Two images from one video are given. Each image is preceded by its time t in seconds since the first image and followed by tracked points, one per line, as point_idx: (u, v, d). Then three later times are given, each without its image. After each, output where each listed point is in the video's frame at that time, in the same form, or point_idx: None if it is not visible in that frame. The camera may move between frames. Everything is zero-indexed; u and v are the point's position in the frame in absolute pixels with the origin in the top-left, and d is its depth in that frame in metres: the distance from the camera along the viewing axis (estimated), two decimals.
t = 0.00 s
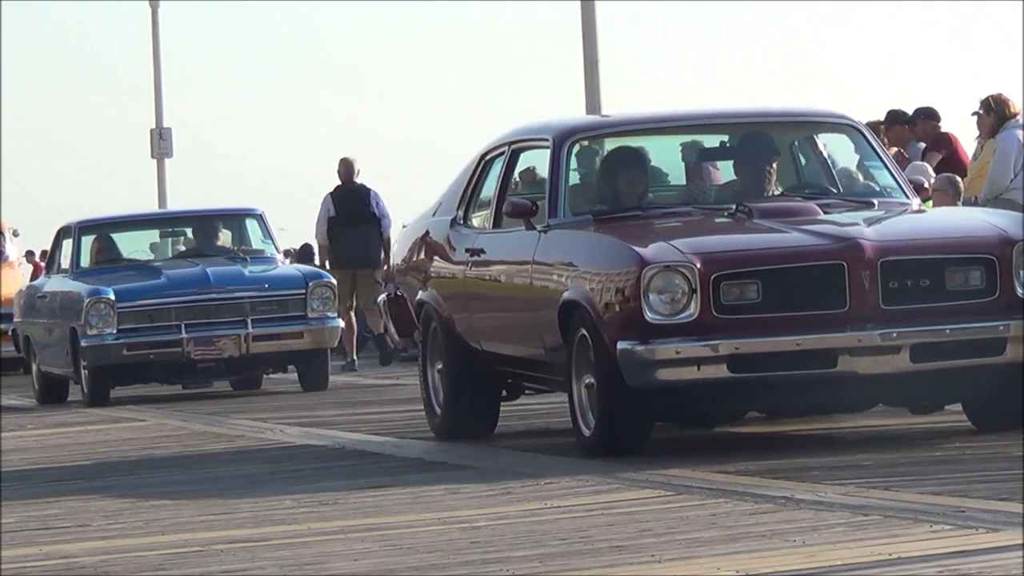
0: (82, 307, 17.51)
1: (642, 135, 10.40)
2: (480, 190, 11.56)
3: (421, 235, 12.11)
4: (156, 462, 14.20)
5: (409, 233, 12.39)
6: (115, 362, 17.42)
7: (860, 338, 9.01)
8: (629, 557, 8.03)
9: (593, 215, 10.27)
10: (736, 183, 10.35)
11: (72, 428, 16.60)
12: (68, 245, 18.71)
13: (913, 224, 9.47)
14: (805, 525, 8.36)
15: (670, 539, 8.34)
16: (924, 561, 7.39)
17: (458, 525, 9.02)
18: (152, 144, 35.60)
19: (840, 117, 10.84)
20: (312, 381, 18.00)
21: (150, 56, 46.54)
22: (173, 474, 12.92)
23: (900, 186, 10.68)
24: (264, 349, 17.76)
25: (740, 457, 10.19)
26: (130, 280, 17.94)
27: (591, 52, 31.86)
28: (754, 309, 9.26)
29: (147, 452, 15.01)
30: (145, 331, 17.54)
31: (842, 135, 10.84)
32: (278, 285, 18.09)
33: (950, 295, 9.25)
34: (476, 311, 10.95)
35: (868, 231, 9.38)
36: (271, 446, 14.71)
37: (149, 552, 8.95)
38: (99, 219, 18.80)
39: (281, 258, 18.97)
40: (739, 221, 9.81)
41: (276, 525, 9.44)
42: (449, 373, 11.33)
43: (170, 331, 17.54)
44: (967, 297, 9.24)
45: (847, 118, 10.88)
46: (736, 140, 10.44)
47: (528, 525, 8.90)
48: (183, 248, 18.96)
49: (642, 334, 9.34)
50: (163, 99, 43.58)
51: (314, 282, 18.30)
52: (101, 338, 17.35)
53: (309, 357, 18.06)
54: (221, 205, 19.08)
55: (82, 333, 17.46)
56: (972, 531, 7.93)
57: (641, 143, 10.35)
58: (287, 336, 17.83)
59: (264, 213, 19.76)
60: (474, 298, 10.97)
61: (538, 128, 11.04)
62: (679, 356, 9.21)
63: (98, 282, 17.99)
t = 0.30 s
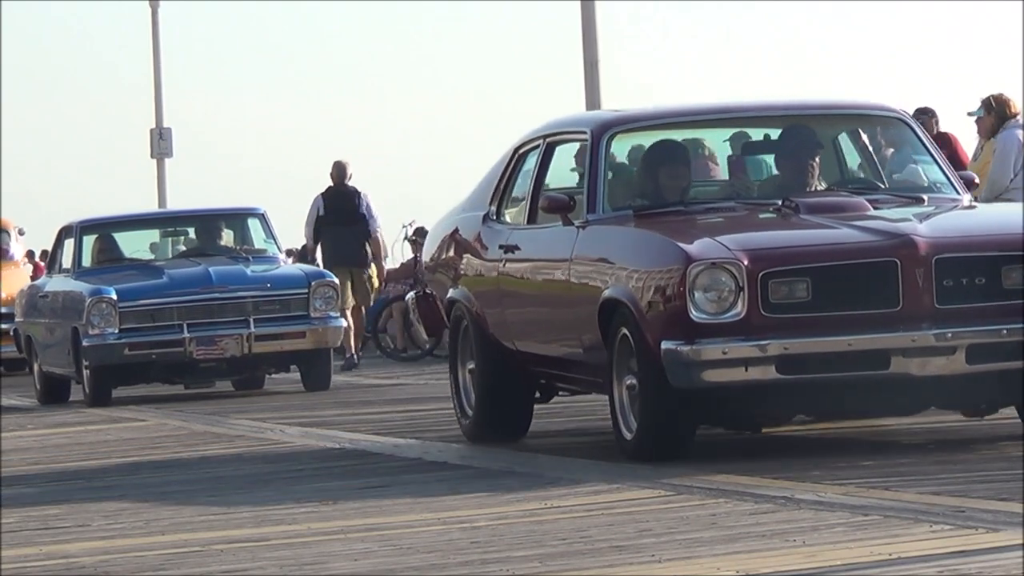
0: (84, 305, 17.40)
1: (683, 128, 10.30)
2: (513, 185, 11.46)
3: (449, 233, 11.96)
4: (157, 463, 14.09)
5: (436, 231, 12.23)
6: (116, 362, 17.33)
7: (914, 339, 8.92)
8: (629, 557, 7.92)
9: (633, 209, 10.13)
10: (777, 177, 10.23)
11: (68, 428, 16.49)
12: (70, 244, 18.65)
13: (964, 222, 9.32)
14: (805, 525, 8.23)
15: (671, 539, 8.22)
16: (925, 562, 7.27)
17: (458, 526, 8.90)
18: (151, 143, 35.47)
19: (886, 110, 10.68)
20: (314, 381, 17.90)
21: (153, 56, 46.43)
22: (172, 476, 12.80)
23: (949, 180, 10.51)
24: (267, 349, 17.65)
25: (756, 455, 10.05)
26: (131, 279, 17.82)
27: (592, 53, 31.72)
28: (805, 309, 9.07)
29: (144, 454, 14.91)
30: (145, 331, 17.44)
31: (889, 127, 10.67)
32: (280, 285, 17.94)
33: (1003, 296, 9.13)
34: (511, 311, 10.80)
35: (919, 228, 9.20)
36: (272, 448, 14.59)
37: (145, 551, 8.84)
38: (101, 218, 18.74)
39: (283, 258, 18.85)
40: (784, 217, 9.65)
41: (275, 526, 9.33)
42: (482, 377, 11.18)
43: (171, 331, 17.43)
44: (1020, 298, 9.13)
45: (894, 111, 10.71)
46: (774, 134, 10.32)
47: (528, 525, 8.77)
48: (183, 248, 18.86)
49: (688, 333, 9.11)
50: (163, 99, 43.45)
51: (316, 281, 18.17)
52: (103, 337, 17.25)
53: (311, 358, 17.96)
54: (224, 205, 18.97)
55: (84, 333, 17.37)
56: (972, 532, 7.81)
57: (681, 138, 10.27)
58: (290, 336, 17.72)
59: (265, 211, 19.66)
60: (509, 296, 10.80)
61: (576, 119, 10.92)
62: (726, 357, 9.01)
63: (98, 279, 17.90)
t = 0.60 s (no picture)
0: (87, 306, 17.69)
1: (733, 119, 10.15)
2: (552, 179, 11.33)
3: (484, 230, 11.87)
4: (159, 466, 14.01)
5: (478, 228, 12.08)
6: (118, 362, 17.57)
7: (981, 340, 8.69)
8: (628, 558, 7.79)
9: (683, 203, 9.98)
10: (833, 168, 10.08)
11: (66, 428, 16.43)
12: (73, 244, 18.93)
13: None
14: (805, 525, 8.10)
15: (671, 539, 8.10)
16: (924, 562, 7.14)
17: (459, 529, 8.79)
18: (153, 144, 35.41)
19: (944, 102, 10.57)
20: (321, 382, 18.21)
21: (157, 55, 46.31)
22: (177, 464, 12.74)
23: (1010, 174, 10.42)
24: (271, 349, 17.89)
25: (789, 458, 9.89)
26: (135, 279, 18.04)
27: (592, 52, 31.59)
28: (863, 308, 8.93)
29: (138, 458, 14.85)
30: (147, 331, 17.66)
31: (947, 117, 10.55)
32: (283, 284, 18.15)
33: None
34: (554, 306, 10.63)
35: (983, 223, 9.05)
36: (273, 453, 14.51)
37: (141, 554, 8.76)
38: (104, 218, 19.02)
39: (286, 257, 19.09)
40: (838, 212, 9.50)
41: (274, 531, 9.23)
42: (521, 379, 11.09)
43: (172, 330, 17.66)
44: None
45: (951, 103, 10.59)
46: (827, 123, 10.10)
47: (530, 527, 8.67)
48: (184, 248, 19.09)
49: (742, 333, 9.03)
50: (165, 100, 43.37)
51: (320, 280, 18.35)
52: (104, 338, 17.50)
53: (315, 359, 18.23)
54: (227, 204, 19.21)
55: (86, 333, 17.61)
56: (971, 531, 7.67)
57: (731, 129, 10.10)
58: (295, 336, 17.96)
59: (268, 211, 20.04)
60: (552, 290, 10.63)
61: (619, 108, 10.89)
62: (783, 357, 8.90)
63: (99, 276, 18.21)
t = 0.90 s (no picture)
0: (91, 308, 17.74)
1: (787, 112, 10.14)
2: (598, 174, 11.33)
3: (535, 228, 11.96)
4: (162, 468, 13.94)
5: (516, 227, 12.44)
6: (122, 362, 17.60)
7: None
8: (629, 557, 7.82)
9: (733, 198, 9.97)
10: (885, 163, 10.14)
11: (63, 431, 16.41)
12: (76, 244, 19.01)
13: None
14: (805, 525, 8.13)
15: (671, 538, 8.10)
16: (925, 561, 7.24)
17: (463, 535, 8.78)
18: (152, 143, 35.28)
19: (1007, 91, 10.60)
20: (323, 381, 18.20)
21: (154, 48, 46.68)
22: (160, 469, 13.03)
23: None
24: (274, 349, 17.89)
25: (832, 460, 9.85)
26: (139, 279, 18.09)
27: (593, 53, 31.42)
28: (927, 307, 8.83)
29: (140, 461, 14.67)
30: (149, 331, 17.68)
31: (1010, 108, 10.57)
32: (288, 284, 18.19)
33: None
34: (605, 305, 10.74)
35: None
36: (272, 454, 14.50)
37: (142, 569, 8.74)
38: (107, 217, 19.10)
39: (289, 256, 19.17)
40: (896, 207, 9.47)
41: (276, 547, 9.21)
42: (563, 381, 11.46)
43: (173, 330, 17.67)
44: None
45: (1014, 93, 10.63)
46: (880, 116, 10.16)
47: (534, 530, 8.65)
48: (184, 247, 19.18)
49: (801, 333, 8.90)
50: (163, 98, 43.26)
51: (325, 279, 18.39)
52: (108, 337, 17.51)
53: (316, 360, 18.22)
54: (230, 203, 19.31)
55: (89, 332, 17.65)
56: (972, 531, 7.76)
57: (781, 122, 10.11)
58: (298, 335, 17.96)
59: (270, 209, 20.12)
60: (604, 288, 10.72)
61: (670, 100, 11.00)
62: (845, 359, 8.79)
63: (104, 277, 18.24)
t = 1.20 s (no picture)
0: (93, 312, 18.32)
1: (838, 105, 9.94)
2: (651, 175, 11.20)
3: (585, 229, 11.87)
4: (177, 466, 14.81)
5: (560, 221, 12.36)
6: (125, 360, 18.18)
7: None
8: (628, 559, 7.89)
9: (787, 191, 9.85)
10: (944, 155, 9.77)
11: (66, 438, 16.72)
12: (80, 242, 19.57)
13: None
14: (803, 526, 8.16)
15: (670, 540, 8.19)
16: (924, 561, 7.17)
17: (463, 538, 9.01)
18: (153, 143, 35.51)
19: None
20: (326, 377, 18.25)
21: (155, 50, 46.89)
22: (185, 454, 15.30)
23: None
24: (277, 348, 18.38)
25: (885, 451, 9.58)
26: (144, 278, 18.67)
27: (592, 52, 31.54)
28: (993, 304, 8.73)
29: (140, 458, 15.52)
30: (152, 331, 18.24)
31: None
32: (292, 282, 18.72)
33: None
34: (647, 303, 10.68)
35: None
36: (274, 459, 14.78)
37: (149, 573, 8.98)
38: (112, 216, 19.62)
39: (293, 255, 19.69)
40: (957, 201, 9.21)
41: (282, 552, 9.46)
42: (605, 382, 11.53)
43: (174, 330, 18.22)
44: None
45: None
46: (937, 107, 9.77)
47: (534, 533, 8.88)
48: (185, 248, 19.68)
49: (864, 333, 8.88)
50: (164, 102, 43.50)
51: (329, 278, 18.94)
52: (112, 336, 18.09)
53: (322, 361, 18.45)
54: (235, 203, 19.81)
55: (93, 331, 18.22)
56: (971, 532, 7.61)
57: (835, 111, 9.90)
58: (301, 335, 18.45)
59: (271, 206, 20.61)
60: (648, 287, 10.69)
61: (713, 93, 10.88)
62: (909, 359, 8.72)
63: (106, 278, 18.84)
